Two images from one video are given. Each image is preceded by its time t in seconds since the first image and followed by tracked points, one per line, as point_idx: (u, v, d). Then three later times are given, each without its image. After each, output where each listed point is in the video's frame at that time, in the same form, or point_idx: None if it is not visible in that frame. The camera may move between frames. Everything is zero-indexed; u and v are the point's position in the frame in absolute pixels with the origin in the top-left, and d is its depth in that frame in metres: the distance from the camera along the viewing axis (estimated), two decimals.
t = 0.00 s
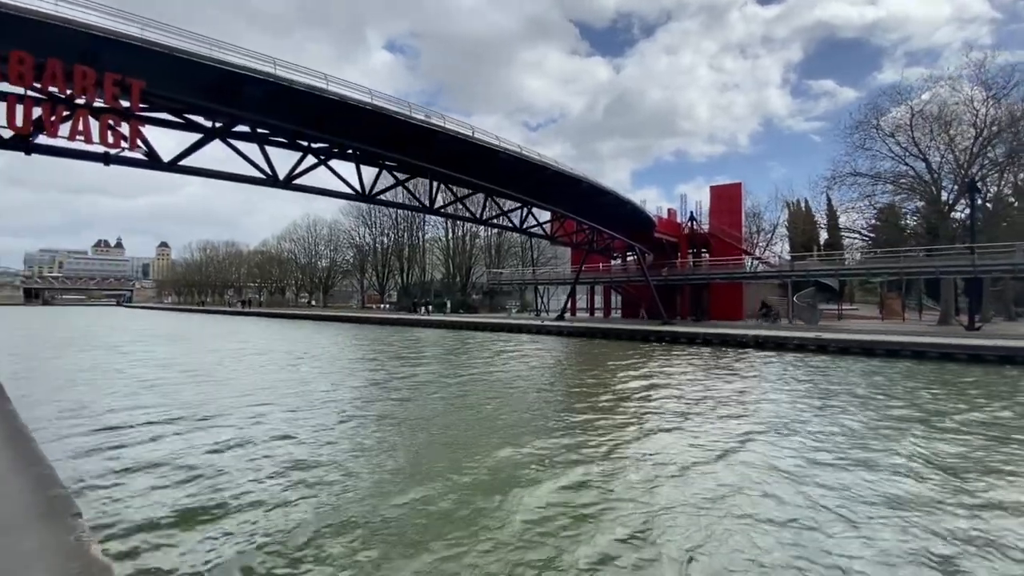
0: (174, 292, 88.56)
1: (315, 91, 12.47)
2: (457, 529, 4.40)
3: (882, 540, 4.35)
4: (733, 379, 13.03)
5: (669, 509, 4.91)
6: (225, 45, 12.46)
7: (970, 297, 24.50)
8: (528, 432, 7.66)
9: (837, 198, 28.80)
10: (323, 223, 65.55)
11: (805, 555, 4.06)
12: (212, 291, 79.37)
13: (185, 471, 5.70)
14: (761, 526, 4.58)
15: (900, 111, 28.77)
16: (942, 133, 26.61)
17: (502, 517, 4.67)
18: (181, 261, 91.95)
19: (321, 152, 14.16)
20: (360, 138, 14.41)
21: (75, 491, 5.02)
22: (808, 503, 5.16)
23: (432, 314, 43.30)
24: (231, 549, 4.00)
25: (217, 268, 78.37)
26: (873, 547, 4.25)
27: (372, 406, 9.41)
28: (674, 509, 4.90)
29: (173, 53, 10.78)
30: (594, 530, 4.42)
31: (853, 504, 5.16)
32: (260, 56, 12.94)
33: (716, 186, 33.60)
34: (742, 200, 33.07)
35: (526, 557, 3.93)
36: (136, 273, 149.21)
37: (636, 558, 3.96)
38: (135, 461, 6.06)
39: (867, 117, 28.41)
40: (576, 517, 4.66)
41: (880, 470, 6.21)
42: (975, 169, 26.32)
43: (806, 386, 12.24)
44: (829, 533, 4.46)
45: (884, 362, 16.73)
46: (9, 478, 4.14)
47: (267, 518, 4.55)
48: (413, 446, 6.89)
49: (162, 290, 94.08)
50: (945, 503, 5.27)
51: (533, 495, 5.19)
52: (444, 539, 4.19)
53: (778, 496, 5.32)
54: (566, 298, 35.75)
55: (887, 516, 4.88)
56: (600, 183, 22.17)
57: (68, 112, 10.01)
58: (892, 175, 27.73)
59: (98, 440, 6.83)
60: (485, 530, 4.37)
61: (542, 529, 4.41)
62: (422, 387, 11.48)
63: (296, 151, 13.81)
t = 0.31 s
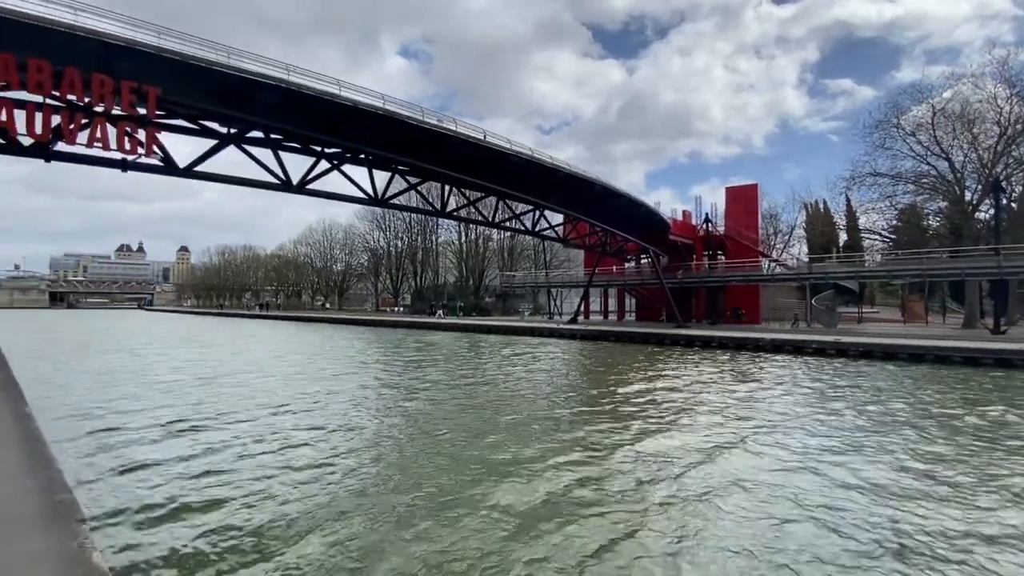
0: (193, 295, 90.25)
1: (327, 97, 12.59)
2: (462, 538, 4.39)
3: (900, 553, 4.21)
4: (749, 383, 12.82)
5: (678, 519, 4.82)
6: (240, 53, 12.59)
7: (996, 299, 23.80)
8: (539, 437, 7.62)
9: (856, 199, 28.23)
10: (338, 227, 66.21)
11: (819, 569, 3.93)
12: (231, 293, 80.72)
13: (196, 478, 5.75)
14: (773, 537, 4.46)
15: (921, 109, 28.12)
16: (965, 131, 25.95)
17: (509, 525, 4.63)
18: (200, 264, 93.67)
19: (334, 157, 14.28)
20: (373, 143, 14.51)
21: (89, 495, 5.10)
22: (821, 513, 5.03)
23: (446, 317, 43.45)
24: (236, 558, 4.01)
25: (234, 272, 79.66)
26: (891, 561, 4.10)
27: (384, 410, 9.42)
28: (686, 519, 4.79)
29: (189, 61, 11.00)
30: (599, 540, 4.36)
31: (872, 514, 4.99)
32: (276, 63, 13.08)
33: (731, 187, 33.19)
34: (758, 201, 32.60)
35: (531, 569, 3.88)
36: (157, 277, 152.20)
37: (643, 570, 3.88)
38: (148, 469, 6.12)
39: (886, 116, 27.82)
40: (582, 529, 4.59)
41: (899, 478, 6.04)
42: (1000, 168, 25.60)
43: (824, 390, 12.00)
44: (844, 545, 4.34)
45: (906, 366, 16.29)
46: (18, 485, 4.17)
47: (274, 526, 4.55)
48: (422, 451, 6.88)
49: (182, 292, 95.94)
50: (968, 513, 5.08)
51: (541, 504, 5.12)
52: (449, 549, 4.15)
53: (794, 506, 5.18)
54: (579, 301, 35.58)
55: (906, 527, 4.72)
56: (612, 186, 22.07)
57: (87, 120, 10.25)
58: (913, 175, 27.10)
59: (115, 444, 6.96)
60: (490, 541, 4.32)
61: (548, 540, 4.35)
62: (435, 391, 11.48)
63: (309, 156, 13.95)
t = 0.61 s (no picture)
0: (208, 300, 91.52)
1: (334, 102, 12.73)
2: (462, 541, 4.34)
3: (913, 560, 4.08)
4: (762, 388, 12.64)
5: (683, 523, 4.73)
6: (250, 60, 13.03)
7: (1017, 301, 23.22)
8: (548, 441, 7.58)
9: (870, 200, 27.78)
10: (349, 232, 66.74)
11: None
12: (244, 298, 81.68)
13: (201, 482, 5.79)
14: (780, 543, 4.36)
15: (937, 108, 27.63)
16: (982, 130, 25.45)
17: (509, 528, 4.59)
18: (215, 270, 94.97)
19: (342, 162, 14.41)
20: (380, 148, 14.61)
21: (96, 498, 5.16)
22: (831, 518, 4.91)
23: (456, 320, 43.51)
24: (235, 559, 4.00)
25: (248, 277, 80.64)
26: (901, 568, 4.00)
27: (391, 414, 9.43)
28: (691, 523, 4.71)
29: (199, 69, 11.19)
30: (601, 544, 4.29)
31: (883, 520, 4.86)
32: (282, 69, 13.43)
33: (742, 189, 32.88)
34: (771, 203, 32.23)
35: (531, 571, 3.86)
36: (172, 282, 154.50)
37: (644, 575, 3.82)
38: (155, 471, 6.19)
39: (901, 115, 27.38)
40: (584, 532, 4.53)
41: (913, 484, 5.88)
42: (1019, 167, 25.02)
43: (839, 395, 11.78)
44: (854, 552, 4.22)
45: (924, 371, 15.92)
46: (22, 488, 4.22)
47: (277, 528, 4.56)
48: (426, 454, 6.87)
49: (197, 298, 97.29)
50: (985, 520, 4.93)
51: (544, 508, 5.06)
52: (448, 552, 4.12)
53: (803, 511, 5.06)
54: (589, 305, 35.42)
55: (920, 534, 4.58)
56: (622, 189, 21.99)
57: (99, 128, 10.43)
58: (929, 175, 26.59)
59: (124, 447, 7.05)
60: (490, 544, 4.28)
61: (548, 544, 4.29)
62: (442, 395, 11.47)
63: (317, 161, 14.09)
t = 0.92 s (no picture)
0: (220, 305, 92.49)
1: (341, 109, 12.81)
2: (462, 549, 4.32)
3: (927, 571, 3.98)
4: (772, 392, 12.51)
5: (691, 532, 4.66)
6: (255, 68, 12.10)
7: None
8: (554, 446, 7.57)
9: (882, 202, 27.41)
10: (358, 238, 67.12)
11: None
12: (255, 303, 82.46)
13: (208, 486, 5.82)
14: (792, 553, 4.27)
15: (950, 108, 27.23)
16: (997, 129, 25.02)
17: (515, 536, 4.57)
18: (226, 275, 96.06)
19: (349, 168, 14.51)
20: (387, 154, 14.68)
21: (105, 501, 5.21)
22: (843, 526, 4.81)
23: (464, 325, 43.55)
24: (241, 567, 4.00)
25: (259, 282, 81.42)
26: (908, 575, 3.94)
27: (398, 419, 9.44)
28: (700, 533, 4.64)
29: (208, 78, 11.32)
30: (606, 553, 4.25)
31: (893, 528, 4.77)
32: (289, 78, 12.44)
33: (752, 191, 32.64)
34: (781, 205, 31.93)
35: None
36: (185, 288, 156.34)
37: None
38: (164, 474, 6.27)
39: (913, 115, 27.02)
40: (591, 541, 4.47)
41: (925, 491, 5.76)
42: None
43: (850, 400, 11.62)
44: (866, 561, 4.14)
45: (938, 375, 15.65)
46: (33, 494, 4.26)
47: (282, 532, 4.61)
48: (433, 460, 6.87)
49: (209, 303, 98.35)
50: (997, 527, 4.85)
51: (549, 515, 5.02)
52: (451, 560, 4.09)
53: (814, 520, 4.97)
54: (598, 309, 35.29)
55: (935, 544, 4.47)
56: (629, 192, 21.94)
57: (110, 137, 10.60)
58: (943, 175, 26.18)
59: (132, 452, 7.11)
60: (494, 552, 4.25)
61: (550, 551, 4.27)
62: (449, 400, 11.47)
63: (325, 168, 14.20)
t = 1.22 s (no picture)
0: (230, 311, 93.30)
1: (349, 116, 12.94)
2: (466, 553, 4.33)
3: None
4: (782, 396, 12.38)
5: (697, 536, 4.63)
6: (265, 78, 12.63)
7: None
8: (562, 451, 7.53)
9: (894, 202, 27.07)
10: (366, 243, 67.48)
11: None
12: (264, 308, 83.08)
13: (217, 489, 5.88)
14: (799, 558, 4.23)
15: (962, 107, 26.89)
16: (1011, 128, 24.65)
17: (521, 539, 4.57)
18: (237, 281, 96.95)
19: (357, 174, 14.63)
20: (394, 160, 14.78)
21: (116, 504, 5.28)
22: (852, 532, 4.75)
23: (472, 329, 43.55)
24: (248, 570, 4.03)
25: (268, 288, 82.05)
26: None
27: (405, 423, 9.46)
28: (707, 537, 4.61)
29: (218, 87, 11.48)
30: (612, 557, 4.23)
31: (905, 533, 4.71)
32: (298, 85, 13.05)
33: (760, 193, 32.43)
34: (790, 207, 31.67)
35: None
36: (197, 294, 158.08)
37: None
38: (174, 477, 6.33)
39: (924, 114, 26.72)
40: (596, 545, 4.46)
41: (938, 496, 5.69)
42: None
43: (862, 404, 11.47)
44: (875, 566, 4.09)
45: (952, 378, 15.40)
46: (45, 499, 4.33)
47: (290, 535, 4.63)
48: (439, 465, 6.88)
49: (220, 308, 99.23)
50: (1011, 532, 4.77)
51: (555, 519, 5.01)
52: (456, 564, 4.10)
53: (823, 524, 4.91)
54: (606, 313, 35.14)
55: (946, 549, 4.41)
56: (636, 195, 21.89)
57: (121, 146, 10.76)
58: (955, 175, 25.83)
59: (143, 455, 7.20)
60: (498, 556, 4.26)
61: (558, 556, 4.25)
62: (455, 405, 11.48)
63: (333, 174, 14.33)
